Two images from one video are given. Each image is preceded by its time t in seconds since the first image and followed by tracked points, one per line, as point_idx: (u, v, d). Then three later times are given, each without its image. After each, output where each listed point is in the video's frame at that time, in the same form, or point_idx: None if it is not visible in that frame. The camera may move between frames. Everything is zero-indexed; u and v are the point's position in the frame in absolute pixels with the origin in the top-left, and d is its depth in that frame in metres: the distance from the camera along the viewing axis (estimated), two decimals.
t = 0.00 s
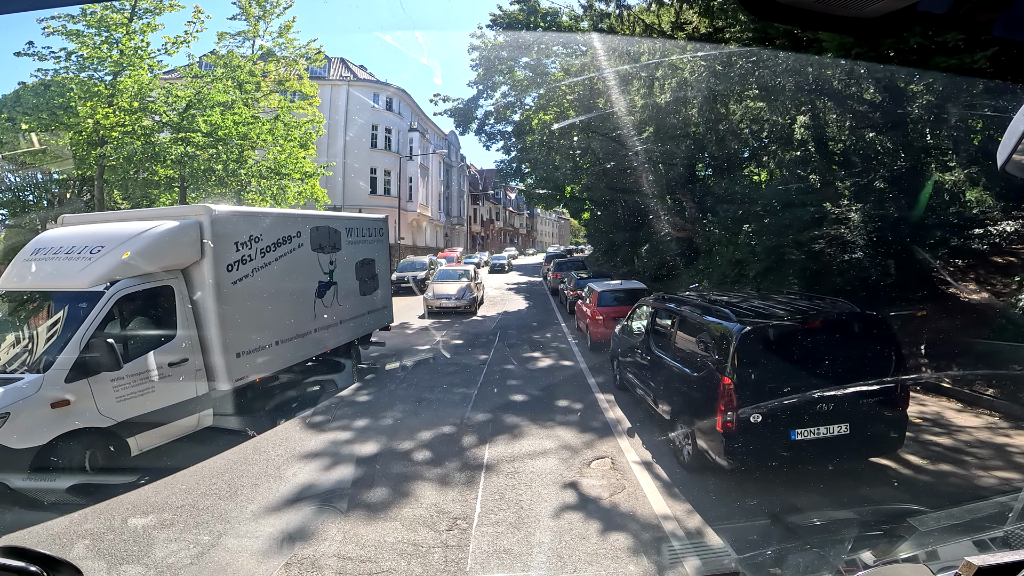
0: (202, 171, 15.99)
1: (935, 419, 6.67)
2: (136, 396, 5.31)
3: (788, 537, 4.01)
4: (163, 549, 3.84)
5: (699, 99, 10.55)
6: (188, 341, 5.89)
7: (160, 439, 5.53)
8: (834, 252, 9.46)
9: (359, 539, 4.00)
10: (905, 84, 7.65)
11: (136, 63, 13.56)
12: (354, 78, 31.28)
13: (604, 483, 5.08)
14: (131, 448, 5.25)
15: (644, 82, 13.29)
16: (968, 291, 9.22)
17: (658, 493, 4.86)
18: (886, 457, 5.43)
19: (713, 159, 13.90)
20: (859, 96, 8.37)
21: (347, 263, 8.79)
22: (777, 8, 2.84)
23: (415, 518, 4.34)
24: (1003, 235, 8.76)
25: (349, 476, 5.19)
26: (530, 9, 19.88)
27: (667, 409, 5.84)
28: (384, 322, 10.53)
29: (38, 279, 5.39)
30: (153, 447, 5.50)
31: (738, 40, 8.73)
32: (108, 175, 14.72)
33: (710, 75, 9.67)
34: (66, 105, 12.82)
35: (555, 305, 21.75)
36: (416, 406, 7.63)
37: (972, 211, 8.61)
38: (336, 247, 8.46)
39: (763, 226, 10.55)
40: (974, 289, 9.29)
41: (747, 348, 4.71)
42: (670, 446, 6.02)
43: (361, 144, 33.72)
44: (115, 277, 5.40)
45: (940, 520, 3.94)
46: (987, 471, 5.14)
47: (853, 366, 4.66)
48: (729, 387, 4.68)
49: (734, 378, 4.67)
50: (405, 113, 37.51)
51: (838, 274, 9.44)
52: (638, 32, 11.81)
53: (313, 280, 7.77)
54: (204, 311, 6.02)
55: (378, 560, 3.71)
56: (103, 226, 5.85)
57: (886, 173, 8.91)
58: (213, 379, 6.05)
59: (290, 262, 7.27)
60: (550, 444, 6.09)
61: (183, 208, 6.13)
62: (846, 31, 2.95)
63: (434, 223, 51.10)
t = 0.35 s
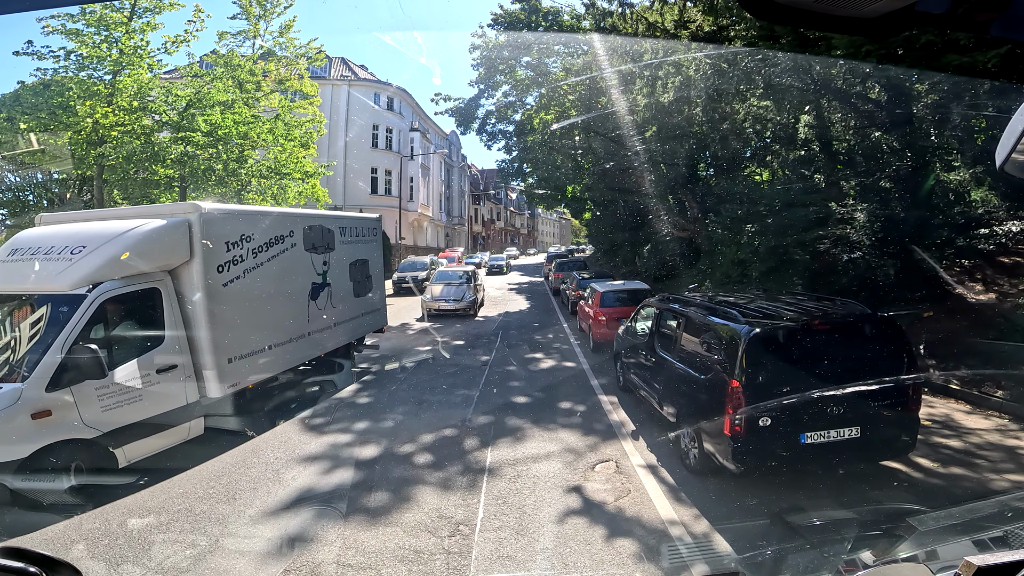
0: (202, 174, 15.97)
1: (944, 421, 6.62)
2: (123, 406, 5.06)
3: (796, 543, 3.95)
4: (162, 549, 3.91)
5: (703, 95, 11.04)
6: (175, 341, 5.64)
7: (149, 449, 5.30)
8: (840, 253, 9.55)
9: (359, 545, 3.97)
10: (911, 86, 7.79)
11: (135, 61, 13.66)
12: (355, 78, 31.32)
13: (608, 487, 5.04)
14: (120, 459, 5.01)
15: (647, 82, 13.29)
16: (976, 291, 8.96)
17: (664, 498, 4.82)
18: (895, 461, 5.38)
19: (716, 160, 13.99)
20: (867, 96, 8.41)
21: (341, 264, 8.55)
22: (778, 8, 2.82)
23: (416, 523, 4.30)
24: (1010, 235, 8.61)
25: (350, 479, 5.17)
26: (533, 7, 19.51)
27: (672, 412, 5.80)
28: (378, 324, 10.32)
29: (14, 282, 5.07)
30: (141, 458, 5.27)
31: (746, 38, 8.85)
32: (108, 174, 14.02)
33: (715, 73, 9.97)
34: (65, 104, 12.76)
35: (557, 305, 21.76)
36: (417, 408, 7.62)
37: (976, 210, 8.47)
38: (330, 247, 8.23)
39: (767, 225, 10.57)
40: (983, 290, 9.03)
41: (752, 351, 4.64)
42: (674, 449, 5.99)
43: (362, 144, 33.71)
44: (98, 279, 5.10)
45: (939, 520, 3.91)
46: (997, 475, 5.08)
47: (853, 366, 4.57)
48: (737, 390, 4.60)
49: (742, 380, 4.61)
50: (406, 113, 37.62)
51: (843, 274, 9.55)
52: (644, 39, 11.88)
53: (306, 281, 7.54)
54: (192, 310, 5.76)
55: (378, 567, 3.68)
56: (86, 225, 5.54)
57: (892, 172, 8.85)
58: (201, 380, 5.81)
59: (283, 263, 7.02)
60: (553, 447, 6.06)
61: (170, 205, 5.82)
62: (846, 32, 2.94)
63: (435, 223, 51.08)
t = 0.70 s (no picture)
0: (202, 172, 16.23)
1: (952, 423, 6.54)
2: (113, 415, 4.82)
3: (806, 547, 3.88)
4: (160, 549, 3.95)
5: (706, 96, 11.17)
6: (165, 340, 5.37)
7: (141, 459, 5.08)
8: (845, 253, 9.62)
9: (359, 551, 3.90)
10: (919, 83, 7.79)
11: (135, 61, 13.70)
12: (356, 78, 31.32)
13: (612, 491, 4.99)
14: (109, 470, 4.78)
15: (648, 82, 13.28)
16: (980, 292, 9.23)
17: (669, 503, 4.77)
18: (905, 464, 5.29)
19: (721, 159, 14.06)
20: (872, 94, 8.48)
21: (336, 265, 8.40)
22: (778, 9, 2.79)
23: (416, 528, 4.25)
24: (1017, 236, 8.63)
25: (350, 483, 5.13)
26: (534, 7, 19.64)
27: (677, 415, 5.74)
28: (370, 329, 10.13)
29: None
30: (133, 468, 5.04)
31: (750, 36, 9.06)
32: (107, 173, 13.89)
33: (719, 71, 10.05)
34: (64, 104, 12.79)
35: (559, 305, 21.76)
36: (417, 410, 7.59)
37: (981, 210, 8.39)
38: (325, 247, 8.04)
39: (772, 225, 10.45)
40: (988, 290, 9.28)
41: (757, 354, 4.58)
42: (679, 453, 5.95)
43: (362, 144, 33.68)
44: (83, 281, 4.78)
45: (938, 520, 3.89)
46: (1008, 478, 5.00)
47: (853, 367, 4.53)
48: (744, 393, 4.56)
49: (750, 384, 4.56)
50: (407, 113, 37.68)
51: (848, 274, 9.68)
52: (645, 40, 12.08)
53: (302, 283, 7.34)
54: (184, 309, 5.48)
55: (376, 573, 3.62)
56: (70, 224, 5.21)
57: (899, 170, 8.80)
58: (193, 378, 5.53)
59: (277, 264, 6.81)
60: (556, 450, 6.03)
61: (161, 203, 5.51)
62: (846, 32, 2.92)
63: (436, 223, 51.03)
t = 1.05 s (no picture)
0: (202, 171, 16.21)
1: (960, 426, 6.45)
2: (104, 421, 4.71)
3: (812, 550, 3.83)
4: (160, 548, 3.99)
5: (710, 95, 11.09)
6: (159, 340, 5.26)
7: (135, 466, 5.01)
8: (852, 256, 9.58)
9: (358, 557, 3.85)
10: (924, 81, 7.76)
11: (135, 60, 13.43)
12: (357, 77, 31.32)
13: (615, 495, 4.93)
14: (104, 477, 4.68)
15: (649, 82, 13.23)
16: (988, 293, 9.21)
17: (674, 506, 4.70)
18: (914, 467, 5.20)
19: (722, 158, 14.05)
20: (877, 94, 8.63)
21: (334, 266, 8.38)
22: (779, 8, 2.77)
23: (416, 533, 4.19)
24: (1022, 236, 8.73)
25: (349, 486, 5.09)
26: (535, 6, 19.41)
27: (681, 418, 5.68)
28: (368, 328, 10.13)
29: None
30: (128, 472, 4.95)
31: (753, 35, 8.87)
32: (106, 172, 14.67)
33: (723, 69, 9.99)
34: (64, 104, 12.77)
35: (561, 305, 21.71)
36: (418, 412, 7.57)
37: (986, 209, 8.61)
38: (323, 248, 8.03)
39: (774, 225, 10.53)
40: (994, 291, 9.28)
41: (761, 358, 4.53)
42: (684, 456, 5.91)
43: (362, 144, 33.63)
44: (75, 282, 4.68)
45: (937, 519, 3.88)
46: (1018, 481, 4.91)
47: (853, 367, 4.50)
48: (752, 396, 4.53)
49: (758, 387, 4.53)
50: (408, 113, 37.68)
51: (851, 275, 9.59)
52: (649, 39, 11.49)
53: (300, 284, 7.30)
54: (179, 309, 5.38)
55: None
56: (61, 224, 5.09)
57: (903, 171, 8.93)
58: (188, 379, 5.44)
59: (276, 265, 6.76)
60: (558, 452, 5.98)
61: (155, 202, 5.39)
62: (846, 32, 2.91)
63: (437, 223, 51.01)
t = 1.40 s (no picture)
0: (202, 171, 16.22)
1: (968, 428, 6.38)
2: (99, 424, 4.69)
3: (815, 551, 3.83)
4: (160, 548, 4.03)
5: (716, 93, 11.12)
6: (155, 339, 5.24)
7: (131, 469, 4.99)
8: (854, 254, 9.68)
9: (358, 562, 3.83)
10: (928, 81, 7.74)
11: (134, 60, 13.58)
12: (358, 77, 31.42)
13: (620, 498, 4.90)
14: (98, 483, 4.69)
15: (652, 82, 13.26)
16: (993, 293, 9.33)
17: (679, 510, 4.68)
18: (922, 470, 5.13)
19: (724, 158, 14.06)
20: (881, 93, 8.53)
21: (333, 266, 8.38)
22: (777, 8, 2.78)
23: (417, 538, 4.17)
24: None
25: (349, 490, 5.07)
26: (536, 5, 19.40)
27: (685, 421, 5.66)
28: (368, 328, 10.13)
29: None
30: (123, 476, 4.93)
31: (758, 33, 8.61)
32: (107, 172, 14.36)
33: (729, 67, 10.01)
34: (64, 104, 12.82)
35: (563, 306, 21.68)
36: (418, 414, 7.55)
37: (990, 209, 8.76)
38: (323, 248, 8.03)
39: (778, 225, 10.63)
40: (999, 291, 9.43)
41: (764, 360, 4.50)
42: (689, 459, 5.88)
43: (363, 144, 33.65)
44: (70, 284, 4.65)
45: (937, 519, 3.85)
46: None
47: (853, 367, 4.48)
48: (760, 399, 4.51)
49: (766, 390, 4.50)
50: (409, 113, 37.76)
51: (856, 275, 9.69)
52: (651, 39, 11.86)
53: (298, 284, 7.28)
54: (175, 308, 5.35)
55: None
56: (55, 223, 5.04)
57: (907, 170, 9.04)
58: (184, 378, 5.41)
59: (276, 265, 6.75)
60: (561, 455, 5.96)
61: (151, 201, 5.35)
62: (844, 32, 2.91)
63: (438, 223, 51.04)
